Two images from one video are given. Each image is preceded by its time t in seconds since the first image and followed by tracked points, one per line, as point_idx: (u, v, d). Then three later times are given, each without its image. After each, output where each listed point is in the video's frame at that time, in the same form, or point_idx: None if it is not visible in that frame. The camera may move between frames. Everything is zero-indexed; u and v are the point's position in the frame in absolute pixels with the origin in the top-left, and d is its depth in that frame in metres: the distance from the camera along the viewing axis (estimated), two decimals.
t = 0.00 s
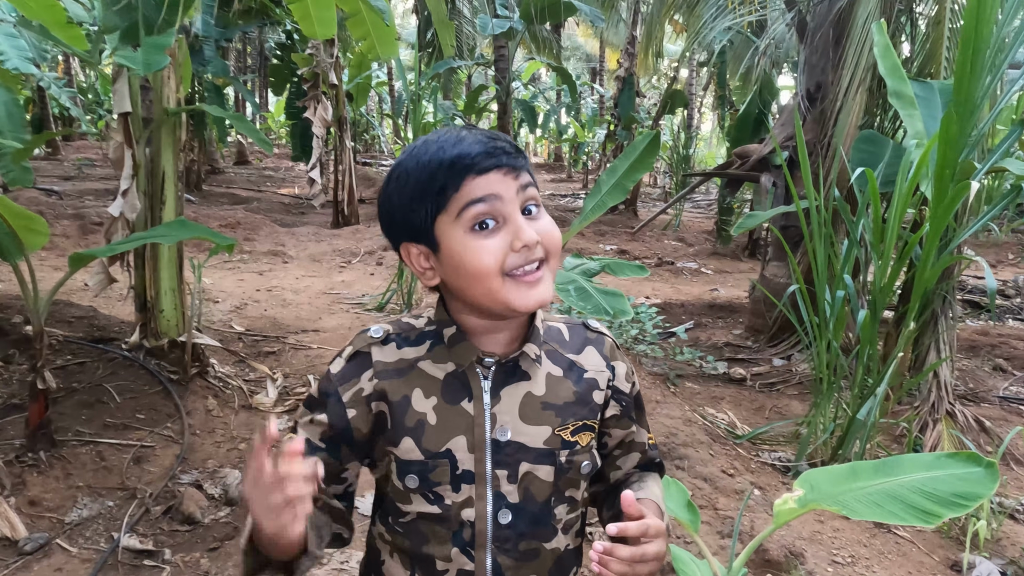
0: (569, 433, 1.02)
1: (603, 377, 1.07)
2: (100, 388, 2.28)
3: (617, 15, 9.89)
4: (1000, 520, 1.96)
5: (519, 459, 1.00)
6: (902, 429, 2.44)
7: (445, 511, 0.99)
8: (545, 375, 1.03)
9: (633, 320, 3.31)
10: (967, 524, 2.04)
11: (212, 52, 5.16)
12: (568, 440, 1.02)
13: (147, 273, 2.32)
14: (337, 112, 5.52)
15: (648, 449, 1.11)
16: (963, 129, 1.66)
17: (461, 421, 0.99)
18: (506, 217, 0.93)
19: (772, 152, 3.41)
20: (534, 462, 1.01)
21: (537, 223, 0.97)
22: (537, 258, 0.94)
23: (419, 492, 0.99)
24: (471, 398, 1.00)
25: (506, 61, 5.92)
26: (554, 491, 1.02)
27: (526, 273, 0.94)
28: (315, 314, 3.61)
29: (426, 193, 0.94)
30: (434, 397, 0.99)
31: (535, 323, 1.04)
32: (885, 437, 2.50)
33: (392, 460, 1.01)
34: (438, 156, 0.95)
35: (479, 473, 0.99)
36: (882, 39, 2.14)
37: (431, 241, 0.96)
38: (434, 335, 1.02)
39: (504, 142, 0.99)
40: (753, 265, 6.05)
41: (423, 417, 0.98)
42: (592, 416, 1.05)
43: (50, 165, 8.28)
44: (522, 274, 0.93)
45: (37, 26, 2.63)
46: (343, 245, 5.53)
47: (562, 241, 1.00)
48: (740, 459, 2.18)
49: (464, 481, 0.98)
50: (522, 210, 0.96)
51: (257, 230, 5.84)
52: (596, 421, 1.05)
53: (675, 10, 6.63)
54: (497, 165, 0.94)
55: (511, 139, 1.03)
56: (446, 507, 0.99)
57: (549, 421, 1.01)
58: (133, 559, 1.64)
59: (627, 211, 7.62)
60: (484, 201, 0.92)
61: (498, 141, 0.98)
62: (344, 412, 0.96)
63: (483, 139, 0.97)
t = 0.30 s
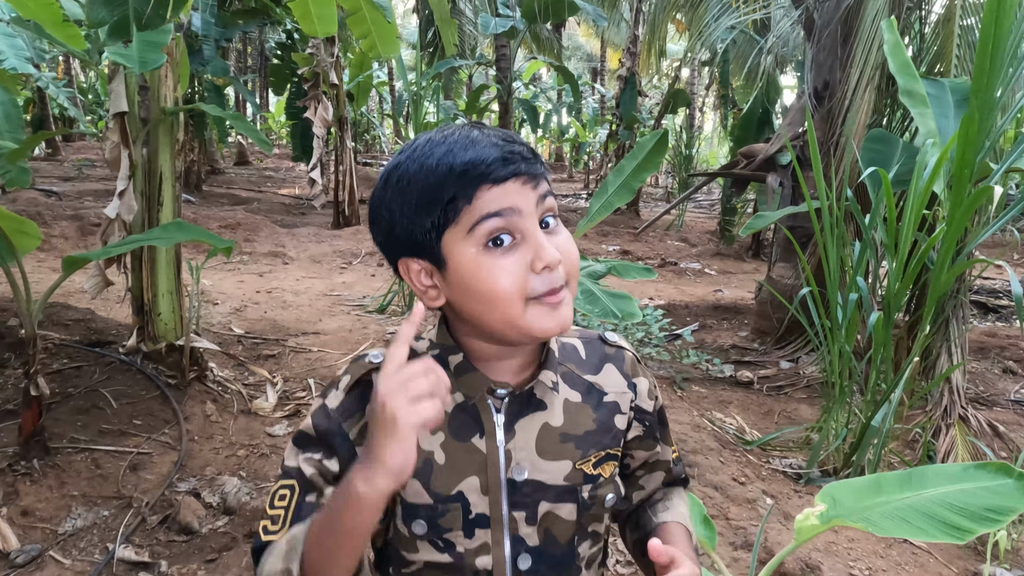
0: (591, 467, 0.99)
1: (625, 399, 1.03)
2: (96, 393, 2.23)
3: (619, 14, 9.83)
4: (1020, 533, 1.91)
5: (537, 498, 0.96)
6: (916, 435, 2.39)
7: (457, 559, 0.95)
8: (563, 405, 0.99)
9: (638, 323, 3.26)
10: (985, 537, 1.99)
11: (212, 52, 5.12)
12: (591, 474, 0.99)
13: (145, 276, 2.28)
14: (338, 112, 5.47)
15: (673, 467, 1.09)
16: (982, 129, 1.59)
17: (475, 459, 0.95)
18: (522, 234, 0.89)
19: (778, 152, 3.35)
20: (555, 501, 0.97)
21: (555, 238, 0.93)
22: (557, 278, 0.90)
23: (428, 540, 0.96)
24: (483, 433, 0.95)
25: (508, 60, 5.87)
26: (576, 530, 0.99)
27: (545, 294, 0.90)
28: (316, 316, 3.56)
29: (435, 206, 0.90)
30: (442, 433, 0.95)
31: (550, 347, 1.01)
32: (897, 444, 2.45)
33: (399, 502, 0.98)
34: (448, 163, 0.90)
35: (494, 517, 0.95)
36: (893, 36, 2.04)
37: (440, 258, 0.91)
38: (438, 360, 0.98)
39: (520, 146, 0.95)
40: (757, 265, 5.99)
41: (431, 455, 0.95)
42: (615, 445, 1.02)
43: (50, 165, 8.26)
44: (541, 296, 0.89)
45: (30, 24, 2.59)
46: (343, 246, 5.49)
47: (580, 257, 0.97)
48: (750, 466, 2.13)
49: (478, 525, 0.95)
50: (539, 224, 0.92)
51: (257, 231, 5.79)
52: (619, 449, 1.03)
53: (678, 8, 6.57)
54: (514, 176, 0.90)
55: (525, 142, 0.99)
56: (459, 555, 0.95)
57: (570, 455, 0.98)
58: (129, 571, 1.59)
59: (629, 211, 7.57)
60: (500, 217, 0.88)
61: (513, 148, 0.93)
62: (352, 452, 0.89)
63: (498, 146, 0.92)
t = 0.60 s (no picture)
0: (624, 496, 1.00)
1: (656, 419, 1.04)
2: (98, 396, 2.21)
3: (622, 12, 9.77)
4: None
5: (568, 534, 0.97)
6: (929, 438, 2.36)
7: None
8: (593, 431, 1.00)
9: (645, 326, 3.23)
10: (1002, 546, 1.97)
11: (214, 51, 5.11)
12: (624, 504, 1.01)
13: (147, 277, 2.26)
14: (340, 112, 5.45)
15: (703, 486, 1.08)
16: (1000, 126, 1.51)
17: (502, 494, 0.96)
18: (545, 250, 0.87)
19: (785, 153, 3.32)
20: (586, 536, 0.98)
21: (580, 251, 0.91)
22: (584, 296, 0.88)
23: None
24: (509, 466, 0.96)
25: (512, 59, 5.83)
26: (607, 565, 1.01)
27: (570, 313, 0.88)
28: (320, 318, 3.53)
29: (449, 219, 0.88)
30: (463, 468, 0.96)
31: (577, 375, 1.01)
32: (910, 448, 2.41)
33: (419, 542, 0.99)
34: (462, 173, 0.89)
35: (522, 556, 0.96)
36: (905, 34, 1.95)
37: (455, 276, 0.90)
38: (456, 389, 0.99)
39: (539, 153, 0.93)
40: (763, 265, 5.95)
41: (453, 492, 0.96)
42: (648, 470, 1.03)
43: (52, 164, 8.24)
44: (565, 316, 0.87)
45: (30, 23, 2.57)
46: (347, 246, 5.47)
47: (609, 270, 0.94)
48: (761, 471, 2.10)
49: (506, 565, 0.96)
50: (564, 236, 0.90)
51: (260, 232, 5.77)
52: (652, 475, 1.03)
53: (682, 6, 6.52)
54: (534, 186, 0.88)
55: (546, 148, 0.97)
56: None
57: (602, 484, 0.99)
58: None
59: (633, 211, 7.53)
60: (520, 232, 0.86)
61: (533, 154, 0.91)
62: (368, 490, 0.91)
63: (516, 154, 0.90)
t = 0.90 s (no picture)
0: (635, 494, 0.99)
1: (666, 418, 1.03)
2: (100, 396, 2.21)
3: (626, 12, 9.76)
4: None
5: (579, 531, 0.95)
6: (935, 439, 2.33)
7: None
8: (604, 427, 0.99)
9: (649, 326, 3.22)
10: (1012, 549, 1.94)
11: (218, 52, 5.12)
12: (635, 502, 0.99)
13: (150, 278, 2.27)
14: (344, 112, 5.45)
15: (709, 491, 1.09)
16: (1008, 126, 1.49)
17: (513, 489, 0.93)
18: (548, 246, 0.86)
19: (789, 152, 3.30)
20: (597, 534, 0.96)
21: (583, 247, 0.90)
22: (587, 292, 0.88)
23: None
24: (520, 460, 0.94)
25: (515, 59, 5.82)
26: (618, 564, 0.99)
27: (573, 310, 0.88)
28: (323, 318, 3.53)
29: (449, 217, 0.87)
30: (472, 463, 0.93)
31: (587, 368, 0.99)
32: (916, 449, 2.39)
33: (425, 541, 0.96)
34: (462, 169, 0.87)
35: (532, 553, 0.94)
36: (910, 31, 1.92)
37: (457, 273, 0.89)
38: (464, 383, 0.97)
39: (540, 148, 0.92)
40: (767, 266, 5.93)
41: (462, 487, 0.92)
42: (658, 468, 1.02)
43: (57, 165, 8.28)
44: (569, 312, 0.87)
45: (33, 23, 2.58)
46: (350, 246, 5.47)
47: (612, 264, 0.94)
48: (766, 472, 2.08)
49: (515, 562, 0.93)
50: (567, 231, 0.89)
51: (263, 232, 5.78)
52: (662, 473, 1.03)
53: (686, 6, 6.51)
54: (536, 181, 0.87)
55: (547, 142, 0.96)
56: None
57: (613, 481, 0.97)
58: None
59: (636, 211, 7.52)
60: (522, 229, 0.85)
61: (535, 149, 0.91)
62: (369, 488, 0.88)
63: (517, 148, 0.90)
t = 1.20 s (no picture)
0: (631, 486, 0.99)
1: (663, 414, 1.03)
2: (104, 395, 2.21)
3: (631, 12, 9.74)
4: None
5: (575, 521, 0.95)
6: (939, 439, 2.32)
7: None
8: (601, 419, 0.99)
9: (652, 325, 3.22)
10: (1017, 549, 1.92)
11: (223, 52, 5.15)
12: (631, 494, 0.99)
13: (153, 277, 2.28)
14: (348, 112, 5.46)
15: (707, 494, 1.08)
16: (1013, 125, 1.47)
17: (510, 477, 0.94)
18: (555, 230, 0.86)
19: (794, 151, 3.28)
20: (592, 525, 0.96)
21: (589, 233, 0.90)
22: (594, 277, 0.88)
23: (458, 564, 0.95)
24: (518, 448, 0.94)
25: (519, 59, 5.82)
26: (614, 557, 0.98)
27: (581, 294, 0.87)
28: (327, 317, 3.53)
29: (459, 202, 0.88)
30: (471, 450, 0.94)
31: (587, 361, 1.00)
32: (920, 448, 2.37)
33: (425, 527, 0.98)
34: (471, 155, 0.88)
35: (528, 542, 0.93)
36: (913, 29, 1.90)
37: (466, 258, 0.89)
38: (464, 374, 0.98)
39: (548, 136, 0.92)
40: (772, 266, 5.91)
41: (461, 475, 0.94)
42: (655, 463, 1.01)
43: (64, 165, 8.33)
44: (576, 297, 0.87)
45: (38, 23, 2.59)
46: (355, 246, 5.48)
47: (620, 251, 0.94)
48: (768, 472, 2.08)
49: (511, 551, 0.93)
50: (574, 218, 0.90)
51: (268, 231, 5.79)
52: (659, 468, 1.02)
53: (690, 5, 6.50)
54: (543, 167, 0.88)
55: (555, 132, 0.96)
56: None
57: (610, 473, 0.97)
58: None
59: (641, 211, 7.51)
60: (530, 213, 0.86)
61: (543, 136, 0.91)
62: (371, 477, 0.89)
63: (525, 136, 0.90)
